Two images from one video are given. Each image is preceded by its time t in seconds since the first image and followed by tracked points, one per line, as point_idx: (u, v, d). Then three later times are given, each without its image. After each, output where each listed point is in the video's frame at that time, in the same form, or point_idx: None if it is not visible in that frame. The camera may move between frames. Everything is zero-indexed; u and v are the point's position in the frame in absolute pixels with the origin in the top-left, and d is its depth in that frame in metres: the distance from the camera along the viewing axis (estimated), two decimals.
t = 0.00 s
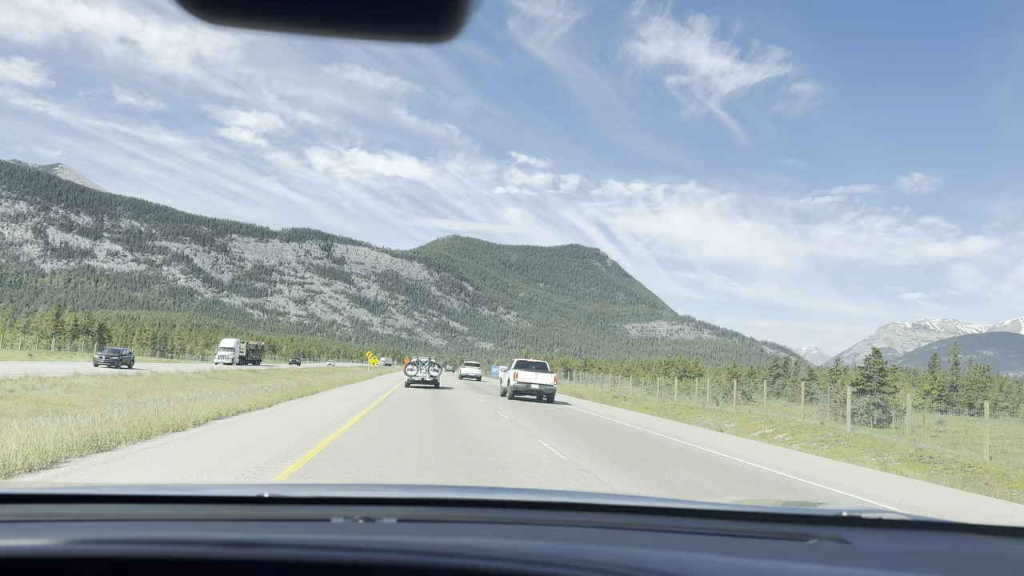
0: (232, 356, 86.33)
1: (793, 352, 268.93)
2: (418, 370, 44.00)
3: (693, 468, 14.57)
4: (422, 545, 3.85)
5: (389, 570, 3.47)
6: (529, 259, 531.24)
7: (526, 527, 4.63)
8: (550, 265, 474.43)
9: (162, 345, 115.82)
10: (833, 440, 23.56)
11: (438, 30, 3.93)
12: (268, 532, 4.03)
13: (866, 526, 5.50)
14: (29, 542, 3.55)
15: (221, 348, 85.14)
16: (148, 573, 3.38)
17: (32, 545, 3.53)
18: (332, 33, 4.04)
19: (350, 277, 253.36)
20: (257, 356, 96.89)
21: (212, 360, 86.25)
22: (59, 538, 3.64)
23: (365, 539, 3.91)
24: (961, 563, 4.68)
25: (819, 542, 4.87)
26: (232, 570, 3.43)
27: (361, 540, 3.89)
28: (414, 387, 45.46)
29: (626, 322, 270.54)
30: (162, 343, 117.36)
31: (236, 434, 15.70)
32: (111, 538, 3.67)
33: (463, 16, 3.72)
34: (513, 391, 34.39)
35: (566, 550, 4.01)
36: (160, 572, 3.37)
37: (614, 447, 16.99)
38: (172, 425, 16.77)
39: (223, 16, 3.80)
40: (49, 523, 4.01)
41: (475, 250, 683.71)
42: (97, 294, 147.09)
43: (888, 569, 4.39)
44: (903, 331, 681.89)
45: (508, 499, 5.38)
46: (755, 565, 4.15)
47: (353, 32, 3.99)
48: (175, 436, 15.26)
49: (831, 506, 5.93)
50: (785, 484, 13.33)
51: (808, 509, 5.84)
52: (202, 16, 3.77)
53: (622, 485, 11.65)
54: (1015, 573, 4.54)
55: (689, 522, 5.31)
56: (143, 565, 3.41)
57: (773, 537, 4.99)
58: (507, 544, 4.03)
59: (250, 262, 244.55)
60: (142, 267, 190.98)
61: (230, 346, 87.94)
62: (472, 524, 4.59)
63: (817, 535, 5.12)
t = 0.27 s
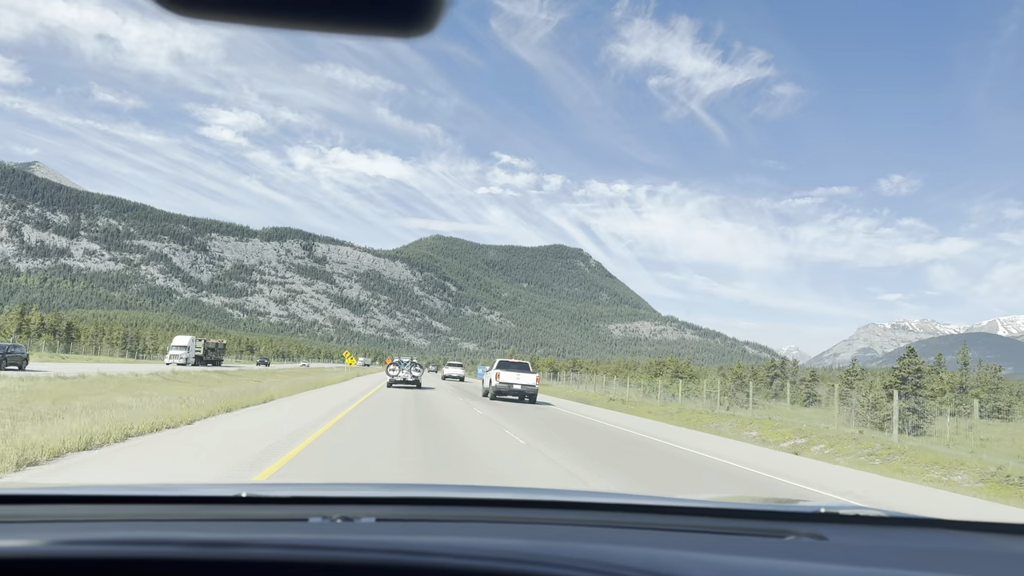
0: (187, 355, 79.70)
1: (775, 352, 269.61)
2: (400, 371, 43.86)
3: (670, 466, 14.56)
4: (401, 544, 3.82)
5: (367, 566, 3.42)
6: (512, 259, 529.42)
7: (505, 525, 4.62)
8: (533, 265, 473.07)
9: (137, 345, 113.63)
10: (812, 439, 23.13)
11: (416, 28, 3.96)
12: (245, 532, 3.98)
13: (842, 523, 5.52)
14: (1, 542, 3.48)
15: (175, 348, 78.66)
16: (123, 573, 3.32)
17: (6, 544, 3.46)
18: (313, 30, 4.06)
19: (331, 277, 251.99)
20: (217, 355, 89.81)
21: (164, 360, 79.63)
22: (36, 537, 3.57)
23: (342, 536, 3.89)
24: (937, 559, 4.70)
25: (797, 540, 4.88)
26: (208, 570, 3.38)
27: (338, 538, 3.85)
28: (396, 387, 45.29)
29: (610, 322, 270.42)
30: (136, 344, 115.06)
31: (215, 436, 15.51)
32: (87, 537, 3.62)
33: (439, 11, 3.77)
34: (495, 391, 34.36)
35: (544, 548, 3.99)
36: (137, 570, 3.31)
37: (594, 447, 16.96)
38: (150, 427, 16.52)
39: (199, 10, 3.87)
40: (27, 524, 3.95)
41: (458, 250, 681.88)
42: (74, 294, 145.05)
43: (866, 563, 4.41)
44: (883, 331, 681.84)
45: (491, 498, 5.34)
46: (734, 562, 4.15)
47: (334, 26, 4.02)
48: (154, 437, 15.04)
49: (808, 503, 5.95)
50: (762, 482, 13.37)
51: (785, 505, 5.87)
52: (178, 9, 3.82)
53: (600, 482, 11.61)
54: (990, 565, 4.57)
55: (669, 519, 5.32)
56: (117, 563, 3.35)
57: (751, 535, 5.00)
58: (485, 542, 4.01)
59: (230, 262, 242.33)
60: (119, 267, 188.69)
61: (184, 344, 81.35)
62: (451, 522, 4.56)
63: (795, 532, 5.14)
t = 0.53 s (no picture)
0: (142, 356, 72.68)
1: (760, 353, 270.15)
2: (386, 372, 43.72)
3: (653, 467, 14.58)
4: (389, 546, 3.77)
5: (347, 566, 3.38)
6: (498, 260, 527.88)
7: (489, 529, 4.58)
8: (519, 266, 471.94)
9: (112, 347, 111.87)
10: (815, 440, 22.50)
11: (400, 28, 3.97)
12: (227, 535, 3.93)
13: (827, 524, 5.51)
14: None
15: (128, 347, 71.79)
16: None
17: None
18: (301, 30, 4.05)
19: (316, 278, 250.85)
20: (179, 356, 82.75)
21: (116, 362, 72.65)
22: (16, 542, 3.52)
23: (326, 539, 3.83)
24: (921, 558, 4.71)
25: (779, 540, 4.88)
26: (189, 572, 3.32)
27: (320, 543, 3.78)
28: (382, 389, 45.16)
29: (597, 324, 270.24)
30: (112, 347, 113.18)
31: (196, 438, 15.43)
32: (67, 539, 3.56)
33: (425, 11, 3.76)
34: (480, 393, 34.30)
35: (527, 549, 3.97)
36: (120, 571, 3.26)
37: (578, 449, 16.96)
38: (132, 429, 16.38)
39: (176, 11, 3.86)
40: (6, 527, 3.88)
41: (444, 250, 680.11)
42: (54, 294, 143.49)
43: (848, 564, 4.41)
44: (867, 333, 681.94)
45: (476, 500, 5.31)
46: (715, 559, 4.14)
47: (315, 31, 4.02)
48: (137, 439, 14.92)
49: (792, 504, 5.96)
50: (743, 484, 13.41)
51: (769, 506, 5.87)
52: (153, 9, 3.80)
53: (581, 483, 11.64)
54: (973, 564, 4.60)
55: (652, 520, 5.31)
56: (95, 567, 3.30)
57: (735, 536, 4.99)
58: (466, 544, 3.98)
59: (213, 262, 240.69)
60: (101, 267, 186.83)
61: (139, 344, 74.75)
62: (435, 526, 4.51)
63: (778, 532, 5.15)
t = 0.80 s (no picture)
0: (78, 356, 62.99)
1: (744, 355, 270.75)
2: (370, 375, 43.52)
3: (635, 469, 14.57)
4: (373, 548, 3.73)
5: (326, 571, 3.33)
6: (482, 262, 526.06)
7: (470, 530, 4.54)
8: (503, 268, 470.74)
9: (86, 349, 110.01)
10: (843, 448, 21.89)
11: (379, 28, 3.96)
12: (205, 538, 3.87)
13: (806, 524, 5.52)
14: None
15: (61, 344, 62.23)
16: None
17: None
18: (282, 33, 4.04)
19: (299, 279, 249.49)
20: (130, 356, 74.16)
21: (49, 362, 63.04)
22: None
23: (306, 543, 3.78)
24: (901, 558, 4.72)
25: (762, 541, 4.86)
26: None
27: (298, 546, 3.74)
28: (366, 391, 44.93)
29: (582, 326, 270.11)
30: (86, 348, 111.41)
31: (177, 441, 15.28)
32: (42, 545, 3.49)
33: (402, 10, 3.75)
34: (465, 396, 34.16)
35: (510, 553, 3.93)
36: None
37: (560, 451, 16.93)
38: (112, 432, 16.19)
39: (150, 11, 3.83)
40: None
41: (429, 252, 677.66)
42: (32, 295, 141.70)
43: (830, 566, 4.40)
44: (849, 335, 682.04)
45: (460, 503, 5.27)
46: (697, 563, 4.12)
47: (294, 32, 4.01)
48: (116, 443, 14.76)
49: (774, 506, 5.96)
50: (725, 485, 13.42)
51: (751, 507, 5.87)
52: (128, 9, 3.78)
53: (564, 485, 11.55)
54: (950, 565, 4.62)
55: (635, 523, 5.27)
56: (67, 571, 3.25)
57: (717, 537, 4.98)
58: (449, 546, 3.93)
59: (195, 264, 238.76)
60: (80, 268, 184.72)
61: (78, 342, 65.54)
62: (417, 529, 4.47)
63: (761, 534, 5.13)
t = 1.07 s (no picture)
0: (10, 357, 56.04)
1: (732, 358, 270.86)
2: (358, 377, 43.42)
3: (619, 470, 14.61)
4: (354, 549, 3.70)
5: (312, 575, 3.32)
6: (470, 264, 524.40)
7: (457, 531, 4.51)
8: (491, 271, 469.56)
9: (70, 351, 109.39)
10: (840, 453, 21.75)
11: (362, 26, 3.95)
12: (187, 540, 3.78)
13: (790, 524, 5.54)
14: None
15: None
16: None
17: None
18: (273, 29, 4.04)
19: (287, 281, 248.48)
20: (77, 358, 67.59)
21: None
22: None
23: (290, 544, 3.74)
24: (888, 561, 4.70)
25: (742, 541, 4.87)
26: None
27: (281, 547, 3.71)
28: (353, 393, 44.81)
29: (571, 328, 269.52)
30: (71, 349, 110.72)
31: (159, 443, 15.18)
32: (20, 550, 3.47)
33: (384, 10, 3.74)
34: (453, 399, 34.08)
35: (492, 552, 3.91)
36: None
37: (546, 452, 16.88)
38: (96, 435, 16.05)
39: (135, 8, 3.82)
40: None
41: (417, 254, 677.05)
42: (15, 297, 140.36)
43: (812, 567, 4.39)
44: (836, 338, 681.86)
45: (449, 505, 5.24)
46: (680, 563, 4.11)
47: (277, 30, 4.00)
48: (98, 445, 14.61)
49: (758, 505, 5.98)
50: (709, 485, 13.45)
51: (735, 508, 5.88)
52: (113, 7, 3.77)
53: (545, 486, 11.62)
54: (932, 565, 4.61)
55: (618, 523, 5.26)
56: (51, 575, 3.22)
57: (702, 541, 4.92)
58: (432, 547, 3.90)
59: (182, 265, 237.27)
60: (64, 269, 183.22)
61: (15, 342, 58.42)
62: (401, 530, 4.43)
63: (743, 536, 5.09)
